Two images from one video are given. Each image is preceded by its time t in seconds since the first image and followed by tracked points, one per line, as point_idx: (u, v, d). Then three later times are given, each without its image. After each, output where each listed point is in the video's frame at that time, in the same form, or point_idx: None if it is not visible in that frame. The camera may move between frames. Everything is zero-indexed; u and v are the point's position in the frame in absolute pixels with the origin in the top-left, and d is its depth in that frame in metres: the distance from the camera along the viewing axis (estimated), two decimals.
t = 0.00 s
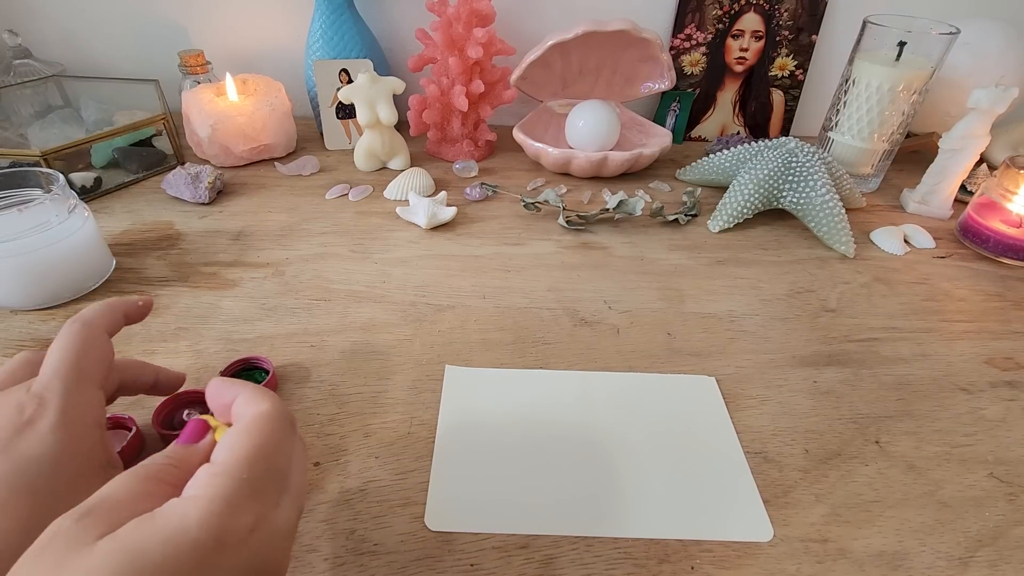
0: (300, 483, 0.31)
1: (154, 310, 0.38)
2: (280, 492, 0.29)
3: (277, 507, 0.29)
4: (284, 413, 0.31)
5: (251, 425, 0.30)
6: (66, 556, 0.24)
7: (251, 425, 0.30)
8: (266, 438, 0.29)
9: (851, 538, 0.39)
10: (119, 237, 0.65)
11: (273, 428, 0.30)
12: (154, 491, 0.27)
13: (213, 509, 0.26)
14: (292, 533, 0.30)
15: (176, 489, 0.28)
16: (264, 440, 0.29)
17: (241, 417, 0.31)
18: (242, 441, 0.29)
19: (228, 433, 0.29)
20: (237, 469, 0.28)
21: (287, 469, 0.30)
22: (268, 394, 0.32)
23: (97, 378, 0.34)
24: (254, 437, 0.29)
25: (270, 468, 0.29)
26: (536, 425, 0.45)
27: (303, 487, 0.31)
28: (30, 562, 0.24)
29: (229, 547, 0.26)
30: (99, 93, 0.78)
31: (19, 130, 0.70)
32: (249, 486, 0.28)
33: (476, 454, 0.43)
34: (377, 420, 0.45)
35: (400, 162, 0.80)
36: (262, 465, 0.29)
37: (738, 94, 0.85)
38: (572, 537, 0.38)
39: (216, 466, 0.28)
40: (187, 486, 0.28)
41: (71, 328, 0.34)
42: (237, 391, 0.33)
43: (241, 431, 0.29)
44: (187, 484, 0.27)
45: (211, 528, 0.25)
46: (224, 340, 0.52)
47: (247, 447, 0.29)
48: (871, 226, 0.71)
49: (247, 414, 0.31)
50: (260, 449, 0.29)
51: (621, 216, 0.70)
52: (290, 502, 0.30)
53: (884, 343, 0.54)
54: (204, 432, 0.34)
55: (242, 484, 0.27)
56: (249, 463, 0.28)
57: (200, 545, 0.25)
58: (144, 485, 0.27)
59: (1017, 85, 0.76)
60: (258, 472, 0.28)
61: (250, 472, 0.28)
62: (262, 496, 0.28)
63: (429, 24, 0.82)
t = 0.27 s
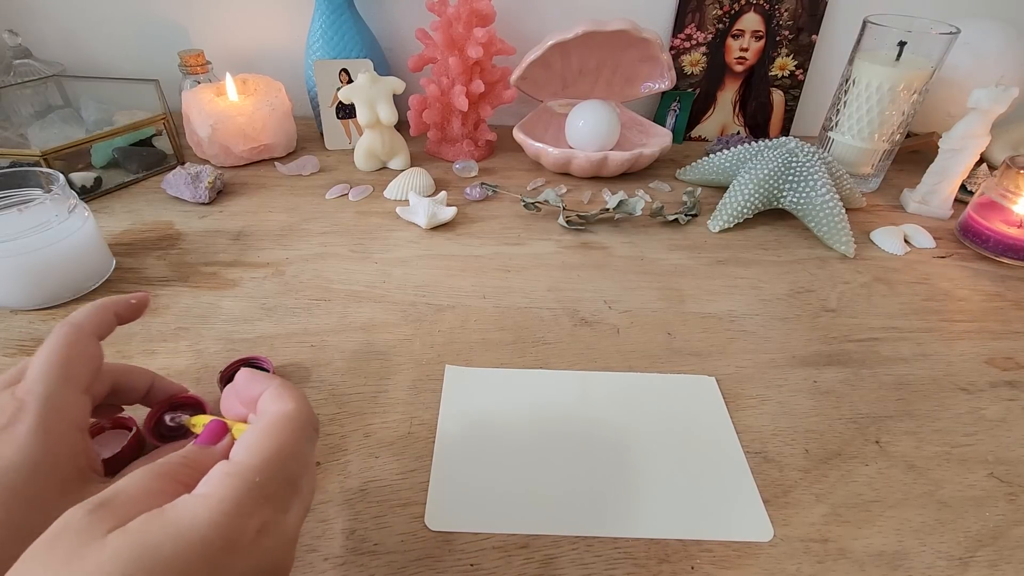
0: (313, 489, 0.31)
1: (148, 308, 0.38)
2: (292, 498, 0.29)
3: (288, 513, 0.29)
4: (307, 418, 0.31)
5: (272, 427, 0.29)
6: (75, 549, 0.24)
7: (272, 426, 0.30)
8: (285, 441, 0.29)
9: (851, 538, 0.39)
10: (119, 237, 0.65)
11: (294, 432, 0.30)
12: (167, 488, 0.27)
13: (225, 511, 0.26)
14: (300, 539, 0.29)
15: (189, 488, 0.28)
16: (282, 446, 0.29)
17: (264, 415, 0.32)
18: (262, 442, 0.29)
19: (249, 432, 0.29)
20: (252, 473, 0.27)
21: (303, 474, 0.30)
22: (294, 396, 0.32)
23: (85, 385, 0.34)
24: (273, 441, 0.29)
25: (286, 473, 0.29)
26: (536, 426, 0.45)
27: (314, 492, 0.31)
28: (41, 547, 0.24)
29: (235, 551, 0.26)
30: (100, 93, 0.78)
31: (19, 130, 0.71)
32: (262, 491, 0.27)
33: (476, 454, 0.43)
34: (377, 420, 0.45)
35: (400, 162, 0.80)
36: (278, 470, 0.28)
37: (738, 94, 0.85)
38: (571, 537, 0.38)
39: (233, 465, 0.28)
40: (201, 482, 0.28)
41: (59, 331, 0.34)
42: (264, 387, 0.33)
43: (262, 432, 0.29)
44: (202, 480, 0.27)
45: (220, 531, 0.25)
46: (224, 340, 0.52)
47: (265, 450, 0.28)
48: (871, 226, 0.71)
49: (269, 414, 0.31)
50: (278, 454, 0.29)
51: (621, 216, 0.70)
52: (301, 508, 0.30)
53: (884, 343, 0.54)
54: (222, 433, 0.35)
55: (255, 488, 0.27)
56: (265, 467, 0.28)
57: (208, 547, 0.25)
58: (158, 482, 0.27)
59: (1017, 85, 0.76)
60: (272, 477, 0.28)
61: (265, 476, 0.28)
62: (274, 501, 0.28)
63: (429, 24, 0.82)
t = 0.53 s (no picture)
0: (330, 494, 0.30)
1: (39, 288, 0.35)
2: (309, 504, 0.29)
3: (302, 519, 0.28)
4: (337, 424, 0.30)
5: (299, 431, 0.29)
6: (86, 541, 0.23)
7: (302, 429, 0.29)
8: (312, 448, 0.28)
9: (851, 538, 0.39)
10: (119, 237, 0.65)
11: (321, 439, 0.29)
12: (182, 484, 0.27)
13: (241, 518, 0.25)
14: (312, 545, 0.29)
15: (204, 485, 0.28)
16: (306, 452, 0.28)
17: (298, 415, 0.31)
18: (288, 447, 0.28)
19: (276, 433, 0.29)
20: (272, 479, 0.27)
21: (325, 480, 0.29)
22: (329, 400, 0.31)
23: None
24: (298, 446, 0.28)
25: (309, 480, 0.28)
26: (537, 426, 0.45)
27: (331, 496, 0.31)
28: (53, 532, 0.24)
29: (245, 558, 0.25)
30: (100, 93, 0.78)
31: (19, 130, 0.70)
32: (281, 499, 0.27)
33: (476, 455, 0.43)
34: (377, 420, 0.45)
35: (400, 162, 0.80)
36: (299, 477, 0.28)
37: (738, 94, 0.85)
38: (571, 537, 0.38)
39: (255, 467, 0.27)
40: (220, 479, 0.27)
41: None
42: (303, 382, 0.33)
43: (288, 434, 0.29)
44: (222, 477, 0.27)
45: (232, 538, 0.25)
46: (224, 340, 0.52)
47: (291, 455, 0.28)
48: (871, 226, 0.71)
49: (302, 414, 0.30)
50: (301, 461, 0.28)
51: (621, 216, 0.70)
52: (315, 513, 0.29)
53: (884, 343, 0.54)
54: (243, 431, 0.34)
55: (274, 495, 0.27)
56: (287, 474, 0.27)
57: (220, 551, 0.24)
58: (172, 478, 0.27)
59: (1017, 85, 0.76)
60: (292, 485, 0.27)
61: (285, 484, 0.27)
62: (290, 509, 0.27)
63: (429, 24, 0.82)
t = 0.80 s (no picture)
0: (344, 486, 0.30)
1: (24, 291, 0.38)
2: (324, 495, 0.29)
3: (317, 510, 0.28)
4: (355, 414, 0.30)
5: (316, 421, 0.29)
6: (101, 529, 0.23)
7: (318, 419, 0.29)
8: (329, 437, 0.28)
9: (851, 538, 0.39)
10: (119, 237, 0.65)
11: (337, 429, 0.29)
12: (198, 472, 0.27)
13: (256, 509, 0.25)
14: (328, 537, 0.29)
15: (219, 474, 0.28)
16: (323, 442, 0.28)
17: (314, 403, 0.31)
18: (306, 436, 0.28)
19: (293, 421, 0.29)
20: (289, 468, 0.27)
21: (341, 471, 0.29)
22: (345, 387, 0.31)
23: None
24: (314, 436, 0.28)
25: (324, 471, 0.28)
26: (537, 425, 0.46)
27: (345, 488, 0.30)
28: (70, 518, 0.24)
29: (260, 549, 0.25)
30: (100, 92, 0.78)
31: (19, 130, 0.70)
32: (297, 489, 0.27)
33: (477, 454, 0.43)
34: (377, 420, 0.45)
35: (400, 162, 0.80)
36: (316, 467, 0.28)
37: (738, 94, 0.85)
38: (571, 537, 0.38)
39: (270, 455, 0.27)
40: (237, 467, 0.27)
41: None
42: (318, 370, 0.33)
43: (306, 423, 0.28)
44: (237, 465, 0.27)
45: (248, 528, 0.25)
46: (224, 340, 0.52)
47: (306, 444, 0.28)
48: (871, 226, 0.71)
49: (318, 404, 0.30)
50: (318, 451, 0.28)
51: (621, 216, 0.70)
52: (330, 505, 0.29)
53: (884, 343, 0.54)
54: (258, 421, 0.35)
55: (290, 485, 0.26)
56: (303, 463, 0.27)
57: (235, 542, 0.24)
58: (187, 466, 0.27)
59: (1017, 85, 0.76)
60: (308, 475, 0.27)
61: (301, 474, 0.27)
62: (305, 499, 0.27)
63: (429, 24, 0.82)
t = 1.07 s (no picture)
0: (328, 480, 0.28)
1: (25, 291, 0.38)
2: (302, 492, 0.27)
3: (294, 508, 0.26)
4: (333, 405, 0.28)
5: (290, 413, 0.26)
6: (58, 541, 0.22)
7: (291, 412, 0.26)
8: (303, 431, 0.26)
9: (851, 538, 0.38)
10: (119, 237, 0.65)
11: (313, 421, 0.27)
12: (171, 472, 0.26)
13: (219, 513, 0.23)
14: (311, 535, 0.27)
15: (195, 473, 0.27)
16: (297, 436, 0.26)
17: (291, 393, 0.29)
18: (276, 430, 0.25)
19: (265, 414, 0.26)
20: (258, 466, 0.24)
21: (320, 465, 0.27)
22: (323, 376, 0.29)
23: None
24: (288, 430, 0.26)
25: (297, 467, 0.26)
26: (536, 426, 0.45)
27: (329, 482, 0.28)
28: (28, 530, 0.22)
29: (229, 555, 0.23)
30: (100, 93, 0.78)
31: (19, 130, 0.70)
32: (266, 489, 0.25)
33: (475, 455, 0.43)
34: (376, 420, 0.45)
35: (400, 163, 0.80)
36: (288, 464, 0.25)
37: (738, 94, 0.85)
38: (570, 537, 0.38)
39: (238, 453, 0.25)
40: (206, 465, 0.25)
41: None
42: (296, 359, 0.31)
43: (278, 416, 0.26)
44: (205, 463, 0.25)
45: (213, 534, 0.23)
46: (224, 340, 0.52)
47: (277, 439, 0.25)
48: (871, 226, 0.71)
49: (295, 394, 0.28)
50: (291, 446, 0.26)
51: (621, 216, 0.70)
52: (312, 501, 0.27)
53: (884, 343, 0.54)
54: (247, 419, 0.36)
55: (259, 485, 0.24)
56: (273, 461, 0.25)
57: (198, 550, 0.22)
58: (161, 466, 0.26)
59: (1017, 85, 0.76)
60: (281, 472, 0.25)
61: (270, 473, 0.25)
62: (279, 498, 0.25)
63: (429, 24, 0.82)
